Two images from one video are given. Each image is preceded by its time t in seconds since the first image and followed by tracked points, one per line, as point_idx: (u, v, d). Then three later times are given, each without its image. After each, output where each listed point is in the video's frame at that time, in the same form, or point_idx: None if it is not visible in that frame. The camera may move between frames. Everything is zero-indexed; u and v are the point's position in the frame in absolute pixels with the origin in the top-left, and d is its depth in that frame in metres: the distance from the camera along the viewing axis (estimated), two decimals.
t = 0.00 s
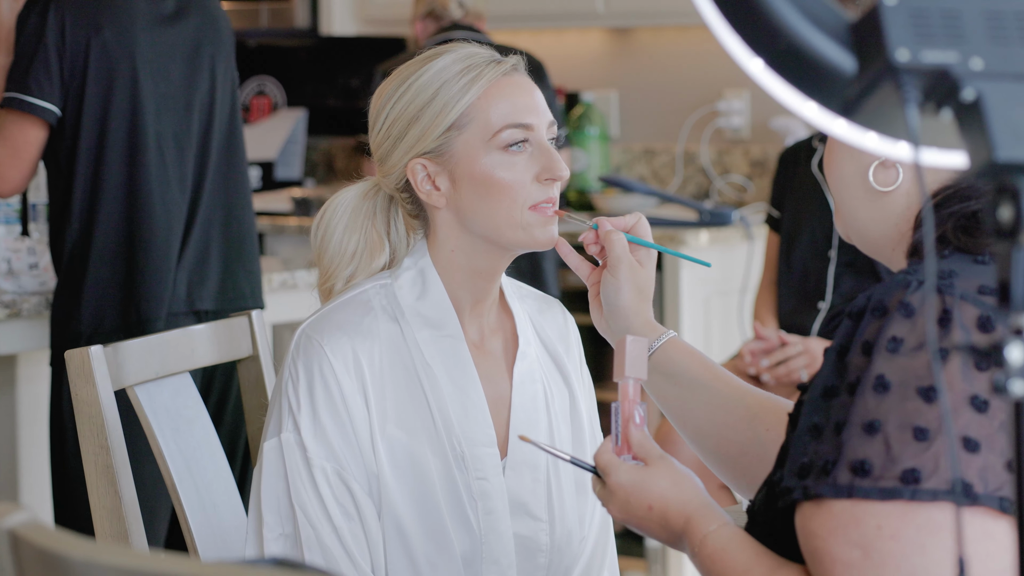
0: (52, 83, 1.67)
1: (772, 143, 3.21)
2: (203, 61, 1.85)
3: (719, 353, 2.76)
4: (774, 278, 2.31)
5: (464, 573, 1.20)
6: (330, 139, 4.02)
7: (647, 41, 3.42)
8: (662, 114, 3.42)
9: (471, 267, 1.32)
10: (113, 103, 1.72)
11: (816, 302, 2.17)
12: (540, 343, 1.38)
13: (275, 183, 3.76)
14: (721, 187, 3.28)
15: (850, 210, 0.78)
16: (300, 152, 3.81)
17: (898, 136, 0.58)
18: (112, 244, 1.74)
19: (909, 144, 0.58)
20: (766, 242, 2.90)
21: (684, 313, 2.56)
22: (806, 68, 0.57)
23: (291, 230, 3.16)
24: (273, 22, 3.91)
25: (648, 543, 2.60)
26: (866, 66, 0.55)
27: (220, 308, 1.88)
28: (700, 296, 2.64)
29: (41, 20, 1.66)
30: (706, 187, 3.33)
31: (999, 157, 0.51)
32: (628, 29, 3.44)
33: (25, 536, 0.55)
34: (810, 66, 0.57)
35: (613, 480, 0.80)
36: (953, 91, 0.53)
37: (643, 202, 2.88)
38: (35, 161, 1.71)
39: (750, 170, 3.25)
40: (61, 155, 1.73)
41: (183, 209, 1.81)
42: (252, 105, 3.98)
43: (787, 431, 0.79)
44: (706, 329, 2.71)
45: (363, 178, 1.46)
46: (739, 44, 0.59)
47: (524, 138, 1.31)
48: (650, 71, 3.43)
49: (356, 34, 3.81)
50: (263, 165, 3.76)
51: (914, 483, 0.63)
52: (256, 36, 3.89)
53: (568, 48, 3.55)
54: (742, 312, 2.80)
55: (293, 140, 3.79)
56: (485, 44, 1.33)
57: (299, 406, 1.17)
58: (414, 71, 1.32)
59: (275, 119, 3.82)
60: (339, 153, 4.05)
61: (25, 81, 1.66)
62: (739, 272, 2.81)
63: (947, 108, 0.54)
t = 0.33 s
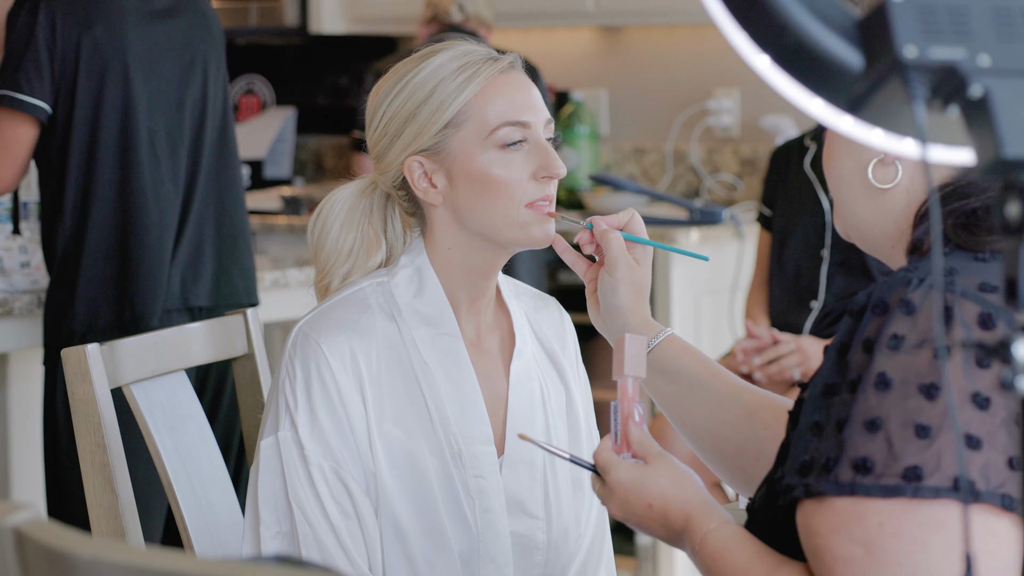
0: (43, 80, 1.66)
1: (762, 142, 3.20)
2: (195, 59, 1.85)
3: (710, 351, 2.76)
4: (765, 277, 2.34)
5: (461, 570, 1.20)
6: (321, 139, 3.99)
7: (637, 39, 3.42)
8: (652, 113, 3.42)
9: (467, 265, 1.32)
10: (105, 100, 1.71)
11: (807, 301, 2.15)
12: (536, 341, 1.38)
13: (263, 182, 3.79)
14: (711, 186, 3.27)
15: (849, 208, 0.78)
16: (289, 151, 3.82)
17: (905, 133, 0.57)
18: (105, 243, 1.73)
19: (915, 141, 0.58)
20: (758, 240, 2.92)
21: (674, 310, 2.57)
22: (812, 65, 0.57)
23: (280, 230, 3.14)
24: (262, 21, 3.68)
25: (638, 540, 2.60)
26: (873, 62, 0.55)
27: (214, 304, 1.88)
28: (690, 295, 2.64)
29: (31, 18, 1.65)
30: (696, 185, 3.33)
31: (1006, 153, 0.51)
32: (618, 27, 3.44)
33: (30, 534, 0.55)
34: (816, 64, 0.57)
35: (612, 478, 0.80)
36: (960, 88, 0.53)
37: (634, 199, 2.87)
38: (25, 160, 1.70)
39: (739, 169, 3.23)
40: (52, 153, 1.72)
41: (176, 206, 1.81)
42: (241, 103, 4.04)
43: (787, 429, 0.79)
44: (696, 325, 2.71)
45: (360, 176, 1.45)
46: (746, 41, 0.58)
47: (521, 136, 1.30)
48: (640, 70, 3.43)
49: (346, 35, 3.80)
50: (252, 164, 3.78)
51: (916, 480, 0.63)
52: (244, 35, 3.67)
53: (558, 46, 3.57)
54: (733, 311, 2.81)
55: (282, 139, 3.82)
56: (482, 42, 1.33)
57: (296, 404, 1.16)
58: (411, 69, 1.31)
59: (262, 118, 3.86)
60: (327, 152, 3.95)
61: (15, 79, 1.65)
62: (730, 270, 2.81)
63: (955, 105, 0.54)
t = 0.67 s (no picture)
0: (34, 78, 1.66)
1: (752, 141, 3.21)
2: (187, 56, 1.84)
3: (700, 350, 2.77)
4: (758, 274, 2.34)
5: (458, 569, 1.20)
6: (311, 137, 3.95)
7: (626, 38, 3.42)
8: (641, 112, 3.42)
9: (464, 263, 1.32)
10: (97, 97, 1.71)
11: (801, 298, 2.14)
12: (533, 339, 1.38)
13: (252, 181, 3.77)
14: (701, 184, 3.28)
15: (848, 207, 0.78)
16: (279, 149, 3.85)
17: (911, 130, 0.57)
18: (98, 239, 1.73)
19: (922, 138, 0.58)
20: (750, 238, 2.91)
21: (665, 309, 2.56)
22: (819, 62, 0.56)
23: (270, 228, 3.13)
24: (252, 19, 3.70)
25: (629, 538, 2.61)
26: (880, 60, 0.55)
27: (207, 301, 1.87)
28: (680, 294, 2.64)
29: (22, 15, 1.65)
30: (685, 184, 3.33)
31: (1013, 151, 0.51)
32: (607, 26, 3.44)
33: (35, 532, 0.54)
34: (822, 61, 0.56)
35: (612, 477, 0.80)
36: (967, 86, 0.53)
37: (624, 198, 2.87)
38: (18, 159, 1.69)
39: (729, 168, 3.23)
40: (45, 151, 1.72)
41: (169, 203, 1.80)
42: (229, 101, 4.03)
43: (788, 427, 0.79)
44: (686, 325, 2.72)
45: (357, 174, 1.45)
46: (753, 39, 0.58)
47: (518, 134, 1.30)
48: (629, 68, 3.43)
49: (335, 36, 3.78)
50: (241, 162, 3.79)
51: (918, 479, 0.63)
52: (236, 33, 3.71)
53: (548, 44, 3.56)
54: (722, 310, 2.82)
55: (271, 137, 3.83)
56: (479, 40, 1.33)
57: (293, 403, 1.16)
58: (407, 67, 1.31)
59: (252, 116, 3.86)
60: (317, 151, 3.93)
61: (6, 77, 1.64)
62: (720, 268, 2.81)
63: (961, 103, 0.54)
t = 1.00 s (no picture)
0: (29, 77, 1.65)
1: (744, 141, 3.20)
2: (179, 56, 1.85)
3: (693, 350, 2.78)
4: (750, 275, 2.34)
5: (456, 570, 1.20)
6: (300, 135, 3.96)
7: (618, 38, 3.42)
8: (633, 113, 3.42)
9: (463, 264, 1.32)
10: (91, 96, 1.70)
11: (793, 300, 2.14)
12: (531, 339, 1.38)
13: (243, 179, 3.80)
14: (692, 185, 3.27)
15: (849, 208, 0.78)
16: (269, 148, 3.86)
17: (919, 133, 0.57)
18: (91, 238, 1.73)
19: (930, 142, 0.57)
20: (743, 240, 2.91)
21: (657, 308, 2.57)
22: (829, 66, 0.56)
23: (261, 227, 3.12)
24: (243, 18, 3.69)
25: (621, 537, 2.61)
26: (890, 64, 0.55)
27: (199, 301, 1.88)
28: (671, 294, 2.65)
29: (16, 14, 1.65)
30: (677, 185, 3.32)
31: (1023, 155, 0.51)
32: (599, 26, 3.44)
33: (40, 533, 0.54)
34: (832, 65, 0.56)
35: (612, 479, 0.80)
36: (977, 90, 0.54)
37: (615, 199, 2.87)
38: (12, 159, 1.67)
39: (721, 168, 3.22)
40: (36, 149, 1.71)
41: (161, 203, 1.80)
42: (220, 100, 4.00)
43: (789, 429, 0.78)
44: (676, 323, 2.73)
45: (355, 174, 1.45)
46: (762, 43, 0.58)
47: (517, 135, 1.30)
48: (621, 68, 3.43)
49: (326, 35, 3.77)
50: (231, 160, 3.78)
51: (920, 482, 0.63)
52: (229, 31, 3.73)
53: (541, 44, 3.57)
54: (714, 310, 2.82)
55: (261, 136, 3.83)
56: (479, 41, 1.33)
57: (291, 402, 1.16)
58: (406, 67, 1.31)
59: (243, 114, 3.83)
60: (308, 150, 3.96)
61: None
62: (711, 269, 2.80)
63: (970, 107, 0.55)
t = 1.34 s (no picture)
0: (24, 76, 1.65)
1: (737, 141, 3.22)
2: (172, 55, 1.85)
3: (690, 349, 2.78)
4: (747, 273, 2.33)
5: (459, 569, 1.20)
6: (292, 134, 3.97)
7: (611, 38, 3.42)
8: (625, 112, 3.42)
9: (465, 263, 1.32)
10: (86, 94, 1.70)
11: (789, 298, 2.14)
12: (533, 339, 1.38)
13: (235, 178, 3.81)
14: (685, 184, 3.29)
15: (853, 207, 0.78)
16: (261, 147, 3.83)
17: (930, 133, 0.57)
18: (85, 237, 1.72)
19: (941, 141, 0.58)
20: (738, 239, 2.91)
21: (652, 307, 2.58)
22: (841, 65, 0.56)
23: (254, 226, 3.12)
24: (236, 17, 3.72)
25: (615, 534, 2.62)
26: (901, 63, 0.55)
27: (194, 300, 1.87)
28: (666, 293, 2.65)
29: (10, 13, 1.65)
30: (670, 184, 3.34)
31: None
32: (592, 25, 3.43)
33: (49, 532, 0.54)
34: (845, 65, 0.56)
35: (616, 478, 0.81)
36: (988, 89, 0.54)
37: (608, 198, 2.86)
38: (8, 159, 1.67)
39: (713, 168, 3.24)
40: (31, 148, 1.71)
41: (155, 202, 1.80)
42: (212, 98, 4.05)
43: (793, 429, 0.79)
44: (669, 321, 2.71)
45: (356, 174, 1.45)
46: (773, 42, 0.58)
47: (519, 134, 1.30)
48: (612, 68, 3.43)
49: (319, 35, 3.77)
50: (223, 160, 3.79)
51: (926, 481, 0.63)
52: (220, 31, 3.74)
53: (533, 43, 3.55)
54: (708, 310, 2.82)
55: (253, 135, 3.81)
56: (480, 40, 1.33)
57: (294, 401, 1.16)
58: (409, 66, 1.31)
59: (235, 114, 3.83)
60: (301, 149, 3.96)
61: None
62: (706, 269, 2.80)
63: (982, 105, 0.55)
